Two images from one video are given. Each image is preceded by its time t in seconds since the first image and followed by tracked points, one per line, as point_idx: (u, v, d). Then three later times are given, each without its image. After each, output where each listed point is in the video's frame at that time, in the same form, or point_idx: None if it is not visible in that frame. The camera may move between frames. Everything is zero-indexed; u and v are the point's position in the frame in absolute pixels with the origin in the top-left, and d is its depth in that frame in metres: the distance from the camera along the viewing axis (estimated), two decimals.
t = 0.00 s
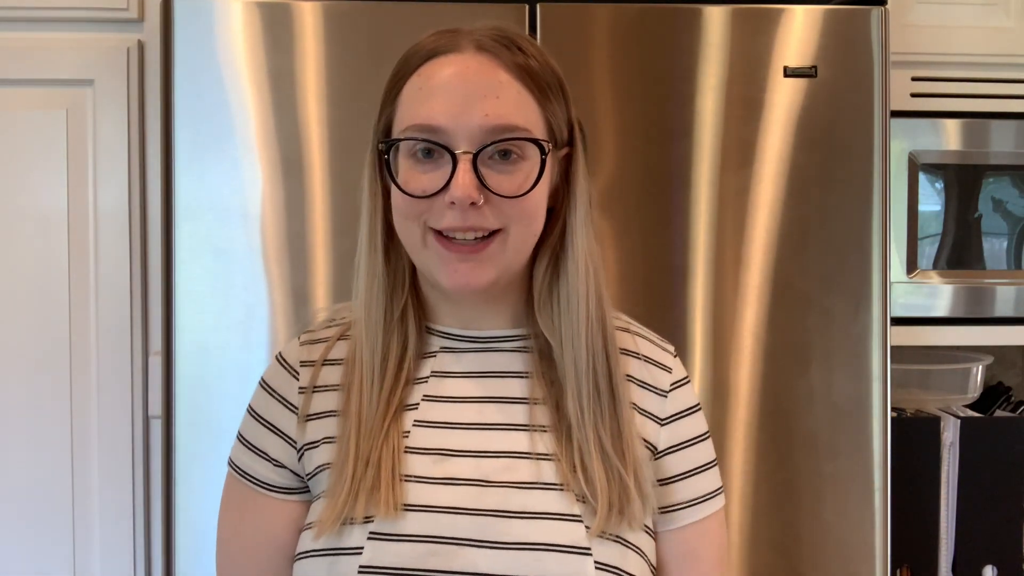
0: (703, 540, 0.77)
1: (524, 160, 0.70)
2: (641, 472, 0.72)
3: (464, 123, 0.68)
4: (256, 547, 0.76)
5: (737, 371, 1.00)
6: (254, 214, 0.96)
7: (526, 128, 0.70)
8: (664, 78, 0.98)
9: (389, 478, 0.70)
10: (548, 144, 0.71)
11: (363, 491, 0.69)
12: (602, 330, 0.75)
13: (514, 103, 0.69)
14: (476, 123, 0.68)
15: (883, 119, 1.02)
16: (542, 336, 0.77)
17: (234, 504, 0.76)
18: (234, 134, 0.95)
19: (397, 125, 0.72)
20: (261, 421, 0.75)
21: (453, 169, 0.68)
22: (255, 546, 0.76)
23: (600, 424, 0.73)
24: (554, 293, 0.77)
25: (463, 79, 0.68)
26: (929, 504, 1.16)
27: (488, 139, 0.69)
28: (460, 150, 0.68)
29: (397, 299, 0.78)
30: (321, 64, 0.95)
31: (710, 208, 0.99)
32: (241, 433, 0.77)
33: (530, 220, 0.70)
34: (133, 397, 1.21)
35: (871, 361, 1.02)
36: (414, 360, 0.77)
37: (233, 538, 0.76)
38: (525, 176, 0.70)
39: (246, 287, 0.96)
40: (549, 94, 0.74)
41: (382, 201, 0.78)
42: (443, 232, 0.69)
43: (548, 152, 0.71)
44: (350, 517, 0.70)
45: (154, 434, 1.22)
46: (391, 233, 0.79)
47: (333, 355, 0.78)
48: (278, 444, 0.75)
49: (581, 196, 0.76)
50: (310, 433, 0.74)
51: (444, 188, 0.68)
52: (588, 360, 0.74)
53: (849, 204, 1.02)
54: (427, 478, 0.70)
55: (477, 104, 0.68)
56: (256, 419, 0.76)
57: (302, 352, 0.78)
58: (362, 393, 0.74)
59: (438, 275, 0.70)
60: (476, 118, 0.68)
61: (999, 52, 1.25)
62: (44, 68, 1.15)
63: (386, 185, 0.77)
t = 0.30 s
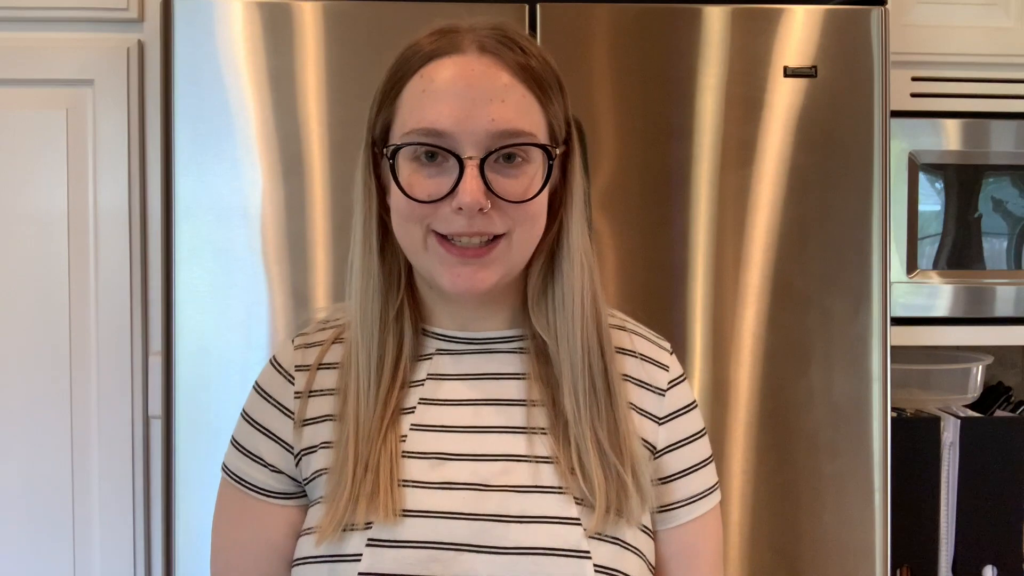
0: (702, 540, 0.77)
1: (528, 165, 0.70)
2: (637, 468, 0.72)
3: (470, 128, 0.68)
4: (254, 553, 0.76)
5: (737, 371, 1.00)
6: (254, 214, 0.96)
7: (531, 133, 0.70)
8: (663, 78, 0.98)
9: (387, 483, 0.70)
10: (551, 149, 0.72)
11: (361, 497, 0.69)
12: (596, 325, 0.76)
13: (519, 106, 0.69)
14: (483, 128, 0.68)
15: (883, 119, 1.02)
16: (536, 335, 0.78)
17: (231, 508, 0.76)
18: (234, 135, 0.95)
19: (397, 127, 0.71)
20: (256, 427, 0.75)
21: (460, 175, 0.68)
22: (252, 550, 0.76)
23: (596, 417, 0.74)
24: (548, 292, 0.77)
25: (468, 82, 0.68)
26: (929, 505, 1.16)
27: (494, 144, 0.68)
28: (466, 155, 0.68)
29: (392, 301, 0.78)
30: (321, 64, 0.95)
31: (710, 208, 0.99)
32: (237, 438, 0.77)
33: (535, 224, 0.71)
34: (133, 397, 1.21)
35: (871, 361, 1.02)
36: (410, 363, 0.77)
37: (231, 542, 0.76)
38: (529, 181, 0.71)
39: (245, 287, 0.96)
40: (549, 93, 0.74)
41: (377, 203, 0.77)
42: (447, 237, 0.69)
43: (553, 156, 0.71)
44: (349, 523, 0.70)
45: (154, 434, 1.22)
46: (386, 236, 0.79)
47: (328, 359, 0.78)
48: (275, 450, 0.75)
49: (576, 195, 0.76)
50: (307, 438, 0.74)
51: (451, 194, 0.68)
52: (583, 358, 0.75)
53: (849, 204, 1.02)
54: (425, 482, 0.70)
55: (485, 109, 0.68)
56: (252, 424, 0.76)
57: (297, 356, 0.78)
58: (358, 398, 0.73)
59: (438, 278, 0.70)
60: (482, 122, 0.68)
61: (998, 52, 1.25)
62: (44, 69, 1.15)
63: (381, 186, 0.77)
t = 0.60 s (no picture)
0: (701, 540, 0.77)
1: (525, 164, 0.70)
2: (637, 469, 0.72)
3: (467, 126, 0.67)
4: (253, 553, 0.76)
5: (737, 371, 1.00)
6: (254, 214, 0.96)
7: (529, 131, 0.70)
8: (663, 77, 0.98)
9: (385, 483, 0.70)
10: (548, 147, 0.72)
11: (359, 497, 0.69)
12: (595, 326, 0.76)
13: (516, 104, 0.69)
14: (480, 125, 0.68)
15: (883, 119, 1.02)
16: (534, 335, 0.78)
17: (230, 509, 0.76)
18: (234, 135, 0.95)
19: (393, 127, 0.71)
20: (255, 429, 0.75)
21: (457, 174, 0.68)
22: (251, 550, 0.76)
23: (596, 419, 0.73)
24: (546, 292, 0.77)
25: (465, 80, 0.68)
26: (928, 505, 1.16)
27: (492, 142, 0.69)
28: (464, 154, 0.68)
29: (390, 302, 0.78)
30: (321, 64, 0.95)
31: (710, 208, 0.99)
32: (235, 440, 0.77)
33: (530, 220, 0.71)
34: (133, 397, 1.21)
35: (870, 361, 1.02)
36: (408, 363, 0.77)
37: (230, 543, 0.76)
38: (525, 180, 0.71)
39: (245, 287, 0.96)
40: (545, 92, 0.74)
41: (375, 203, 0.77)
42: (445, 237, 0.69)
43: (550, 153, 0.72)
44: (347, 523, 0.70)
45: (154, 434, 1.22)
46: (383, 237, 0.79)
47: (326, 360, 0.78)
48: (273, 451, 0.75)
49: (573, 195, 0.76)
50: (304, 439, 0.74)
51: (449, 193, 0.68)
52: (581, 359, 0.75)
53: (849, 204, 1.02)
54: (424, 482, 0.70)
55: (482, 106, 0.68)
56: (250, 426, 0.76)
57: (295, 358, 0.78)
58: (356, 398, 0.74)
59: (437, 278, 0.70)
60: (480, 119, 0.68)
61: (998, 52, 1.25)
62: (45, 69, 1.15)
63: (378, 188, 0.77)
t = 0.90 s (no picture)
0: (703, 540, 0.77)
1: (531, 166, 0.71)
2: (639, 471, 0.72)
3: (473, 129, 0.68)
4: (252, 554, 0.76)
5: (737, 371, 1.00)
6: (254, 213, 0.96)
7: (533, 133, 0.70)
8: (663, 78, 0.98)
9: (386, 483, 0.70)
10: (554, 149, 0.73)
11: (359, 497, 0.69)
12: (596, 328, 0.76)
13: (520, 107, 0.70)
14: (486, 128, 0.68)
15: (883, 119, 1.02)
16: (535, 337, 0.78)
17: (229, 510, 0.76)
18: (234, 135, 0.95)
19: (397, 131, 0.71)
20: (254, 429, 0.75)
21: (464, 176, 0.68)
22: (250, 550, 0.75)
23: (597, 420, 0.73)
24: (547, 294, 0.77)
25: (469, 82, 0.68)
26: (929, 504, 1.16)
27: (498, 144, 0.69)
28: (471, 156, 0.68)
29: (391, 303, 0.78)
30: (321, 64, 0.95)
31: (710, 208, 0.99)
32: (234, 440, 0.77)
33: (536, 224, 0.71)
34: (133, 397, 1.21)
35: (871, 361, 1.02)
36: (410, 364, 0.77)
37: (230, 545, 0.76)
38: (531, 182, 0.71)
39: (245, 286, 0.96)
40: (546, 93, 0.74)
41: (374, 204, 0.77)
42: (450, 238, 0.69)
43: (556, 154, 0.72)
44: (346, 524, 0.70)
45: (154, 434, 1.22)
46: (383, 237, 0.79)
47: (326, 361, 0.78)
48: (273, 451, 0.75)
49: (574, 197, 0.76)
50: (305, 439, 0.74)
51: (455, 195, 0.68)
52: (583, 360, 0.75)
53: (848, 204, 1.02)
54: (424, 482, 0.70)
55: (488, 109, 0.68)
56: (249, 426, 0.76)
57: (295, 358, 0.78)
58: (357, 398, 0.74)
59: (436, 278, 0.70)
60: (486, 122, 0.68)
61: (999, 52, 1.25)
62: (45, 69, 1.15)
63: (378, 189, 0.78)
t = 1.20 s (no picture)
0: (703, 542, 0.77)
1: (532, 169, 0.71)
2: (641, 474, 0.72)
3: (475, 132, 0.67)
4: (252, 555, 0.76)
5: (737, 371, 1.00)
6: (254, 213, 0.96)
7: (534, 136, 0.70)
8: (663, 79, 0.98)
9: (387, 485, 0.70)
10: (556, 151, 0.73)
11: (359, 500, 0.69)
12: (597, 331, 0.76)
13: (522, 110, 0.69)
14: (488, 132, 0.68)
15: (883, 119, 1.02)
16: (536, 340, 0.78)
17: (228, 511, 0.76)
18: (234, 135, 0.95)
19: (399, 134, 0.71)
20: (254, 430, 0.75)
21: (465, 178, 0.68)
22: (251, 552, 0.76)
23: (599, 424, 0.73)
24: (548, 297, 0.78)
25: (470, 85, 0.68)
26: (928, 504, 1.16)
27: (500, 147, 0.69)
28: (472, 158, 0.68)
29: (391, 304, 0.78)
30: (321, 64, 0.95)
31: (710, 208, 0.99)
32: (234, 442, 0.77)
33: (537, 227, 0.71)
34: (134, 397, 1.21)
35: (871, 361, 1.02)
36: (411, 366, 0.77)
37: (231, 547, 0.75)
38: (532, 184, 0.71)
39: (245, 286, 0.96)
40: (547, 95, 0.74)
41: (373, 205, 0.77)
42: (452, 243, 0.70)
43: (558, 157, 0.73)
44: (345, 526, 0.70)
45: (154, 434, 1.22)
46: (383, 239, 0.79)
47: (326, 362, 0.78)
48: (272, 453, 0.75)
49: (574, 199, 0.76)
50: (304, 441, 0.74)
51: (457, 197, 0.68)
52: (584, 363, 0.75)
53: (848, 204, 1.02)
54: (424, 483, 0.70)
55: (489, 112, 0.68)
56: (249, 428, 0.76)
57: (295, 360, 0.78)
58: (357, 400, 0.74)
59: (436, 280, 0.70)
60: (488, 126, 0.68)
61: (999, 52, 1.25)
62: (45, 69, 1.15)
63: (378, 190, 0.78)
